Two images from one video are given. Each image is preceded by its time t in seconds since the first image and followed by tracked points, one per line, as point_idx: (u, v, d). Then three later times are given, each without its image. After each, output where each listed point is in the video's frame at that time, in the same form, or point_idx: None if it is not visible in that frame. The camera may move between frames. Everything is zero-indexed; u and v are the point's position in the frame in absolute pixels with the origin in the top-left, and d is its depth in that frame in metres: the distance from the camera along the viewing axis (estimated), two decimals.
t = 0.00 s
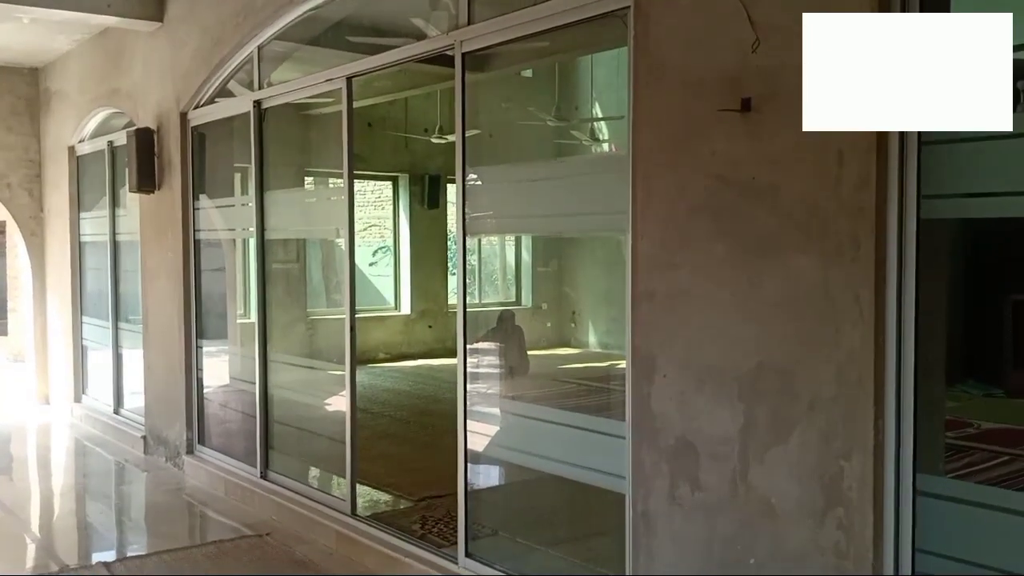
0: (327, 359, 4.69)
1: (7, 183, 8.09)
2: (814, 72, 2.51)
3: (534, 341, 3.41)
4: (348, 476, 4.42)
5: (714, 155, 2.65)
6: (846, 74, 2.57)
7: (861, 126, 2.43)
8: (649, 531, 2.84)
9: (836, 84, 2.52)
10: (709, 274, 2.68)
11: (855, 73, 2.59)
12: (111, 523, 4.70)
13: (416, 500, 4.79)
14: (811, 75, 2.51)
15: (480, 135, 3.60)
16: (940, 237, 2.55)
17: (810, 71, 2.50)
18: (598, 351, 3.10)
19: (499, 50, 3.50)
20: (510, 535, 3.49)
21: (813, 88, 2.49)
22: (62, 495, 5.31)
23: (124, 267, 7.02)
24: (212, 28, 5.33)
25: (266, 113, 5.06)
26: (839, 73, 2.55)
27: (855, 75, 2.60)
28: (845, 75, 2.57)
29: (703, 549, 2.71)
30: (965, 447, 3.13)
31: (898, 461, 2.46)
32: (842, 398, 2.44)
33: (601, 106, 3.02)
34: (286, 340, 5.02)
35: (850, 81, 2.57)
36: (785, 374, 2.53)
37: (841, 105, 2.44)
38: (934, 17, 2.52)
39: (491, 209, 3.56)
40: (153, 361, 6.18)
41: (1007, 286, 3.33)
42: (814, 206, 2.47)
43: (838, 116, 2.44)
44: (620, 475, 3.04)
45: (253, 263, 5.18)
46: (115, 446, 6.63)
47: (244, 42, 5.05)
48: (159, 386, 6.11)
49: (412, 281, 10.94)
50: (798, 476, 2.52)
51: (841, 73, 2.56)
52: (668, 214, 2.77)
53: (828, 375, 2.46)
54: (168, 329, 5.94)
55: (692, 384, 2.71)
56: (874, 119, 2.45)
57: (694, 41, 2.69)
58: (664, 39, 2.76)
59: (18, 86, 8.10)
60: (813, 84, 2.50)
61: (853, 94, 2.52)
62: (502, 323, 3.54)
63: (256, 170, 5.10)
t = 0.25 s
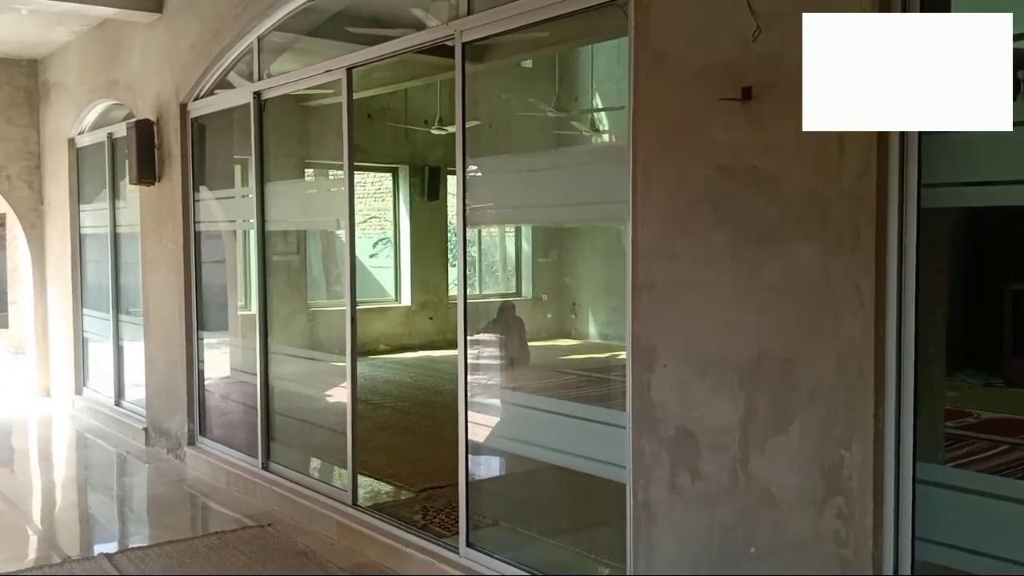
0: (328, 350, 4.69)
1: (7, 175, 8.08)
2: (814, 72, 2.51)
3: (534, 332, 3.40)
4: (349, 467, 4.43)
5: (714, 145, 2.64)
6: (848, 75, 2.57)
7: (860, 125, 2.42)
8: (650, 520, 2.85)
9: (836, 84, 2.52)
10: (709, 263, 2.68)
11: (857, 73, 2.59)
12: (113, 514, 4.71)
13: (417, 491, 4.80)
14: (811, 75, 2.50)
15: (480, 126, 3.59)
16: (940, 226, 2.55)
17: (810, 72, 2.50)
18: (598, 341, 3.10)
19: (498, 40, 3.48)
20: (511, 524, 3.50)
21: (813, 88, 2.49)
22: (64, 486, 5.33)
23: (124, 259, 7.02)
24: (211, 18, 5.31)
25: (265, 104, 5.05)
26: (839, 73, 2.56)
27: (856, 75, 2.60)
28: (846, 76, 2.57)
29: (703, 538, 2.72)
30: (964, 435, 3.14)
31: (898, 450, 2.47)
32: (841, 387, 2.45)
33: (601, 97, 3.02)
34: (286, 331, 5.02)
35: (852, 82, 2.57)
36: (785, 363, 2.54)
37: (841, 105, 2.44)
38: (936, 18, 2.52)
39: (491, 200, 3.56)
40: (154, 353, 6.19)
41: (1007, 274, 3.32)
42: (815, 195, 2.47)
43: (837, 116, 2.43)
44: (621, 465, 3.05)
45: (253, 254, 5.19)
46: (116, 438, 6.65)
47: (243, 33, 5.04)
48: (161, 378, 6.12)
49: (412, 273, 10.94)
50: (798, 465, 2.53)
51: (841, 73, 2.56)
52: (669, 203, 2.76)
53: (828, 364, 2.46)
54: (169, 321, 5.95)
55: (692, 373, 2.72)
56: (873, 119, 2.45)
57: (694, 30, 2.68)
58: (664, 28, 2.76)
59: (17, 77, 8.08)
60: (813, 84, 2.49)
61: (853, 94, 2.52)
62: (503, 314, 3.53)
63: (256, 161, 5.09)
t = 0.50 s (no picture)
0: (327, 345, 4.70)
1: (6, 170, 8.08)
2: (813, 74, 2.51)
3: (534, 326, 3.41)
4: (349, 461, 4.44)
5: (712, 138, 2.64)
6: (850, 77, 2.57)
7: (858, 125, 2.42)
8: (649, 513, 2.85)
9: (836, 85, 2.52)
10: (707, 257, 2.68)
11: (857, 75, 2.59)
12: (114, 508, 4.72)
13: (417, 484, 4.81)
14: (810, 77, 2.50)
15: (479, 120, 3.59)
16: (939, 219, 2.55)
17: (810, 73, 2.50)
18: (598, 334, 3.11)
19: (496, 34, 3.48)
20: (511, 517, 3.51)
21: (812, 89, 2.49)
22: (65, 481, 5.34)
23: (124, 254, 7.02)
24: (209, 12, 5.30)
25: (264, 98, 5.05)
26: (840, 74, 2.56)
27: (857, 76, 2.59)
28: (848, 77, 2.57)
29: (702, 531, 2.72)
30: (964, 428, 3.14)
31: (896, 443, 2.47)
32: (839, 379, 2.45)
33: (600, 90, 3.02)
34: (286, 325, 5.02)
35: (853, 83, 2.56)
36: (783, 357, 2.54)
37: (841, 105, 2.44)
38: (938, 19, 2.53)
39: (490, 194, 3.56)
40: (153, 347, 6.20)
41: (1007, 265, 3.32)
42: (813, 188, 2.47)
43: (836, 116, 2.44)
44: (620, 458, 3.05)
45: (253, 249, 5.19)
46: (116, 433, 6.66)
47: (242, 27, 5.03)
48: (161, 373, 6.13)
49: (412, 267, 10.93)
50: (796, 457, 2.53)
51: (840, 73, 2.56)
52: (667, 196, 2.76)
53: (826, 357, 2.47)
54: (168, 315, 5.95)
55: (690, 367, 2.72)
56: (873, 117, 2.44)
57: (692, 23, 2.68)
58: (662, 21, 2.75)
59: (16, 72, 8.07)
60: (812, 85, 2.49)
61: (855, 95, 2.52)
62: (503, 308, 3.52)
63: (255, 155, 5.09)
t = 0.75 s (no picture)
0: (326, 341, 4.70)
1: (5, 167, 8.07)
2: (813, 74, 2.51)
3: (534, 321, 3.40)
4: (349, 457, 4.44)
5: (710, 132, 2.63)
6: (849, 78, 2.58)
7: (856, 125, 2.42)
8: (648, 508, 2.85)
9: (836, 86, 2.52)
10: (705, 251, 2.67)
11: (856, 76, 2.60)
12: (115, 505, 4.72)
13: (417, 480, 4.81)
14: (810, 77, 2.50)
15: (478, 115, 3.58)
16: (938, 213, 2.55)
17: (809, 73, 2.50)
18: (598, 330, 3.10)
19: (494, 29, 3.47)
20: (511, 513, 3.50)
21: (812, 89, 2.49)
22: (66, 478, 5.34)
23: (123, 251, 7.01)
24: (207, 8, 5.29)
25: (262, 94, 5.04)
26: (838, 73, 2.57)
27: (856, 78, 2.61)
28: (847, 77, 2.58)
29: (701, 526, 2.72)
30: (964, 422, 3.14)
31: (895, 437, 2.48)
32: (838, 374, 2.45)
33: (599, 85, 3.01)
34: (285, 321, 5.02)
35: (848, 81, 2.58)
36: (782, 351, 2.54)
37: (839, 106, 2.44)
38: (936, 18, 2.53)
39: (489, 189, 3.55)
40: (153, 344, 6.20)
41: (1007, 259, 3.31)
42: (811, 183, 2.47)
43: (834, 116, 2.43)
44: (619, 453, 3.05)
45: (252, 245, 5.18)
46: (117, 429, 6.66)
47: (240, 23, 5.01)
48: (161, 369, 6.13)
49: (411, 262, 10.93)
50: (795, 452, 2.53)
51: (838, 73, 2.56)
52: (665, 190, 2.76)
53: (825, 352, 2.46)
54: (168, 312, 5.95)
55: (689, 361, 2.71)
56: (871, 119, 2.45)
57: (689, 18, 2.67)
58: (660, 15, 2.74)
59: (14, 69, 8.06)
60: (812, 85, 2.49)
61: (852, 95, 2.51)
62: (502, 303, 3.52)
63: (254, 151, 5.09)
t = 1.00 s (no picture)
0: (328, 341, 4.70)
1: (5, 168, 8.07)
2: (813, 73, 2.51)
3: (535, 320, 3.40)
4: (351, 456, 4.44)
5: (710, 131, 2.63)
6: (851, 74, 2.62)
7: (855, 125, 2.42)
8: (650, 506, 2.85)
9: (836, 86, 2.53)
10: (705, 249, 2.67)
11: (859, 76, 2.64)
12: (117, 506, 4.73)
13: (419, 479, 4.81)
14: (810, 77, 2.50)
15: (478, 114, 3.58)
16: (938, 210, 2.55)
17: (809, 73, 2.50)
18: (598, 329, 3.10)
19: (494, 28, 3.47)
20: (513, 512, 3.51)
21: (812, 89, 2.49)
22: (68, 479, 5.35)
23: (124, 252, 7.02)
24: (207, 8, 5.29)
25: (262, 94, 5.04)
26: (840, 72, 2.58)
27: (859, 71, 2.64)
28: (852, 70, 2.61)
29: (703, 524, 2.72)
30: (965, 419, 3.14)
31: (896, 435, 2.48)
32: (839, 372, 2.45)
33: (598, 83, 3.01)
34: (286, 321, 5.02)
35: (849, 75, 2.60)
36: (783, 349, 2.54)
37: (838, 105, 2.45)
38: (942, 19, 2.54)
39: (489, 188, 3.55)
40: (155, 344, 6.21)
41: (1007, 256, 3.31)
42: (811, 181, 2.47)
43: (834, 116, 2.44)
44: (620, 452, 3.05)
45: (253, 245, 5.19)
46: (119, 430, 6.67)
47: (239, 23, 5.02)
48: (162, 369, 6.13)
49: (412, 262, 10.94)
50: (796, 450, 2.53)
51: (836, 73, 2.57)
52: (665, 188, 2.76)
53: (826, 349, 2.46)
54: (169, 312, 5.96)
55: (690, 359, 2.72)
56: (870, 118, 2.45)
57: (689, 16, 2.67)
58: (659, 13, 2.74)
59: (14, 70, 8.07)
60: (812, 85, 2.50)
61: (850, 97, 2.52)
62: (503, 302, 3.52)
63: (254, 151, 5.09)
